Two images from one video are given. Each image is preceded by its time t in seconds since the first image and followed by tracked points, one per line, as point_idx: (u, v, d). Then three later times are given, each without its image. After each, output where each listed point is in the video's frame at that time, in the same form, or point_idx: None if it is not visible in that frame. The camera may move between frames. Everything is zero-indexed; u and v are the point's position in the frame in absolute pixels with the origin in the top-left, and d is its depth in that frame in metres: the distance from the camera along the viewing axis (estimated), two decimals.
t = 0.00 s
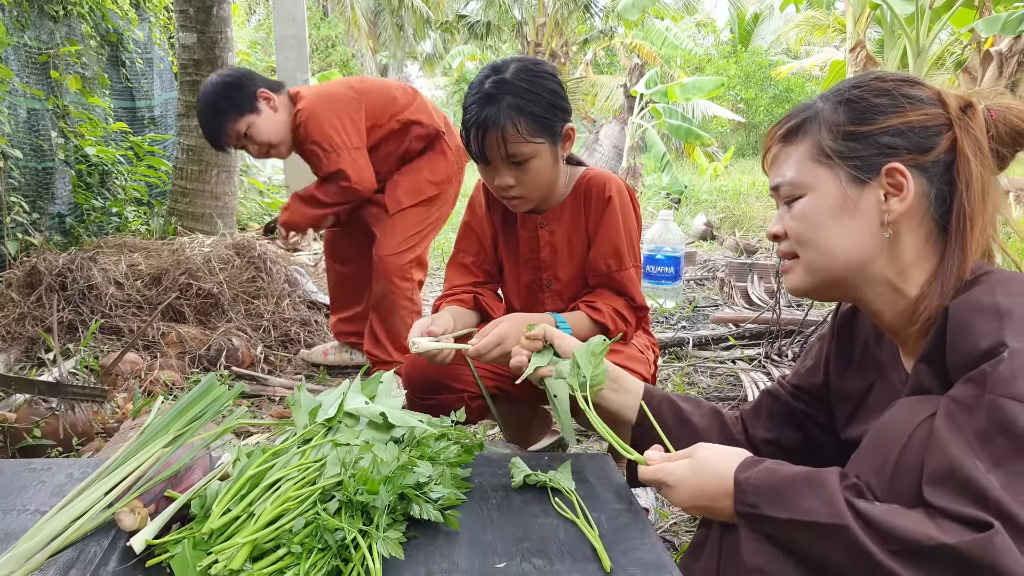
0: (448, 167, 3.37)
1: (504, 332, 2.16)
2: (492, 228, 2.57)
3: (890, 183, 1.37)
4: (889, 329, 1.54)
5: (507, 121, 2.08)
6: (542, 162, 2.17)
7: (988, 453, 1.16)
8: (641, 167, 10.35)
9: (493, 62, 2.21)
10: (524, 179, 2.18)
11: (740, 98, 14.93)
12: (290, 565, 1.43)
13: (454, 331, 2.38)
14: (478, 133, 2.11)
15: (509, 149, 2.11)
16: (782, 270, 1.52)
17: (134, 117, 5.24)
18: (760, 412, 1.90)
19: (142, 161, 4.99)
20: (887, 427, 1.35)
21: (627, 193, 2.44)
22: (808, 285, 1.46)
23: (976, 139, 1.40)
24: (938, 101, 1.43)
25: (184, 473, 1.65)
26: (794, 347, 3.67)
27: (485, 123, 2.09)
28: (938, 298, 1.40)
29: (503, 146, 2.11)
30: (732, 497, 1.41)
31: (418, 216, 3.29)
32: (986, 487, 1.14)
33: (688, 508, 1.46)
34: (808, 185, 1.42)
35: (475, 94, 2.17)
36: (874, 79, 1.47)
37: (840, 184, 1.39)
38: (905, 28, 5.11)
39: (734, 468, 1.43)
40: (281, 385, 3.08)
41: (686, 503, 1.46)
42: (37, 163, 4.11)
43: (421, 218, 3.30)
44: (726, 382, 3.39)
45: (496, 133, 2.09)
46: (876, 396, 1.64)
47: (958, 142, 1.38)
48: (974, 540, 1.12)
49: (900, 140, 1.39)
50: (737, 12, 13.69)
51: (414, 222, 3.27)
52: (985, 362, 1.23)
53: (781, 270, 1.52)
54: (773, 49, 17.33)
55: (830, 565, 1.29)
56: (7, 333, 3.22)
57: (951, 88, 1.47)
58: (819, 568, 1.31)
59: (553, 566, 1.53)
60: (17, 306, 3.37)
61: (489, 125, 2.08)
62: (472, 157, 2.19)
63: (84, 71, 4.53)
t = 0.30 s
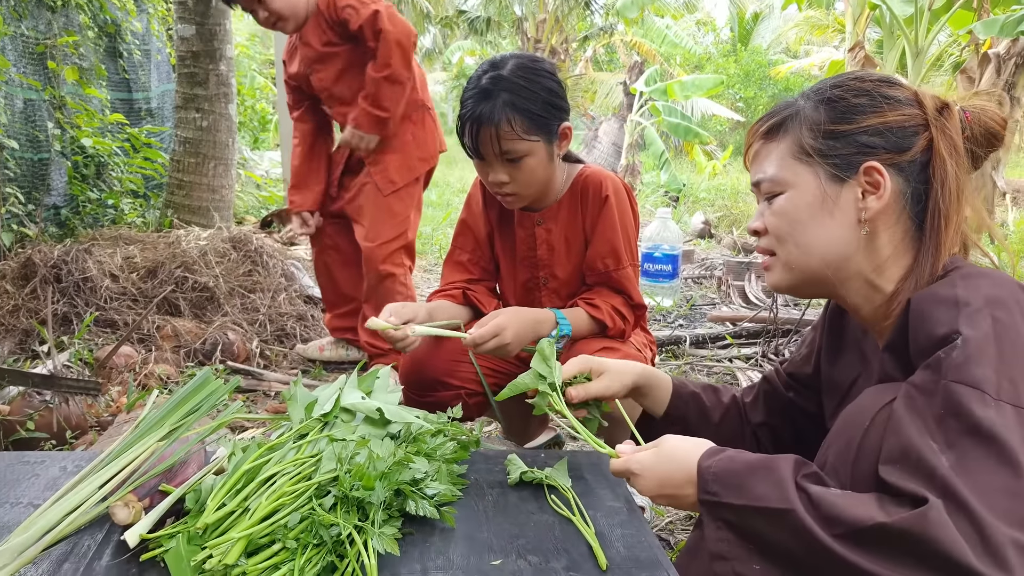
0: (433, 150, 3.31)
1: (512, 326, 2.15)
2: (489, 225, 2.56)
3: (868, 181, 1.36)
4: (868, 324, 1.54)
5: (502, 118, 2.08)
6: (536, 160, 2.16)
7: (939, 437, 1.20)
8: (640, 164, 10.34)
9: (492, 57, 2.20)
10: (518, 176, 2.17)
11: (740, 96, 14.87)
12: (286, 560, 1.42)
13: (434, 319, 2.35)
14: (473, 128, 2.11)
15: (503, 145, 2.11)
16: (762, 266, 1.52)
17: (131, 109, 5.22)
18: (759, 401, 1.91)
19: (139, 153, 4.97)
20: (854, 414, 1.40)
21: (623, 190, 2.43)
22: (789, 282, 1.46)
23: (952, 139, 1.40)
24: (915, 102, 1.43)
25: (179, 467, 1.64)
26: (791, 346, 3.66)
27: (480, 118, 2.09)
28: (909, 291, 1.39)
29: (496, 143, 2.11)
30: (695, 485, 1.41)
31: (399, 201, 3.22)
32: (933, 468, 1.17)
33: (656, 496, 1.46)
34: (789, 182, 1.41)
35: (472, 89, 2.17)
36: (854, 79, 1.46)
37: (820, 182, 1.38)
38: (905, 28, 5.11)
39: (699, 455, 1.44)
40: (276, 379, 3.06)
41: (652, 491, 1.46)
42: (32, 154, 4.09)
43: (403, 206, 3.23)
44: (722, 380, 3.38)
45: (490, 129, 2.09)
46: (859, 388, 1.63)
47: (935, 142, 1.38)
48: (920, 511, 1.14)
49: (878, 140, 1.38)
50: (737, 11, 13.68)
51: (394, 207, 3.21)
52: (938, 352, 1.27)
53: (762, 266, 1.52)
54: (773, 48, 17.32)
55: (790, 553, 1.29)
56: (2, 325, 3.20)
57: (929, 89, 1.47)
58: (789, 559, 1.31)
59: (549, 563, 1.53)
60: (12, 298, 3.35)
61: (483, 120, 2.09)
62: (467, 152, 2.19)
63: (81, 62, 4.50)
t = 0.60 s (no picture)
0: (412, 144, 3.24)
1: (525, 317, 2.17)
2: (492, 222, 2.57)
3: (874, 175, 1.37)
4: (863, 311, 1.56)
5: (507, 110, 2.09)
6: (538, 156, 2.17)
7: (933, 435, 1.20)
8: (644, 162, 10.34)
9: (506, 50, 2.21)
10: (518, 170, 2.18)
11: (743, 94, 14.79)
12: (293, 551, 1.43)
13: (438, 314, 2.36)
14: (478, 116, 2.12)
15: (506, 139, 2.12)
16: (766, 257, 1.53)
17: (137, 104, 5.23)
18: (759, 400, 1.91)
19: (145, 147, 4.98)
20: (840, 402, 1.43)
21: (628, 188, 2.44)
22: (791, 274, 1.47)
23: (957, 130, 1.41)
24: (921, 92, 1.43)
25: (187, 459, 1.66)
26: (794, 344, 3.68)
27: (485, 109, 2.10)
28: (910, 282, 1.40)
29: (500, 135, 2.12)
30: (688, 476, 1.42)
31: (380, 186, 3.15)
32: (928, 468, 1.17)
33: (647, 484, 1.47)
34: (793, 175, 1.42)
35: (483, 78, 2.18)
36: (861, 70, 1.46)
37: (825, 174, 1.39)
38: (911, 26, 5.11)
39: (693, 445, 1.45)
40: (282, 373, 3.08)
41: (643, 479, 1.47)
42: (39, 147, 4.11)
43: (379, 194, 3.15)
44: (725, 377, 3.40)
45: (494, 120, 2.10)
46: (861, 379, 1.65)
47: (941, 134, 1.39)
48: (912, 520, 1.14)
49: (885, 132, 1.39)
50: (742, 9, 13.66)
51: (373, 193, 3.14)
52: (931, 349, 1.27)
53: (765, 256, 1.53)
54: (778, 46, 17.31)
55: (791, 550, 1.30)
56: (9, 318, 3.22)
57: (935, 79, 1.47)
58: (785, 556, 1.32)
59: (554, 555, 1.54)
60: (19, 290, 3.37)
61: (488, 111, 2.10)
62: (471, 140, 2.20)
63: (88, 56, 4.51)
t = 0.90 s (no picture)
0: (397, 139, 3.11)
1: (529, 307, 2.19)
2: (494, 215, 2.56)
3: (867, 170, 1.35)
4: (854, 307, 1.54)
5: (516, 92, 2.09)
6: (544, 143, 2.16)
7: (939, 447, 1.17)
8: (645, 157, 10.34)
9: (518, 37, 2.22)
10: (524, 156, 2.16)
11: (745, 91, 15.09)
12: (295, 543, 1.42)
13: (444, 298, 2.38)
14: (488, 99, 2.12)
15: (514, 122, 2.11)
16: (762, 251, 1.53)
17: (138, 95, 5.22)
18: (766, 395, 1.91)
19: (146, 139, 4.97)
20: (831, 399, 1.43)
21: (632, 182, 2.42)
22: (785, 267, 1.47)
23: (953, 125, 1.39)
24: (917, 84, 1.41)
25: (188, 451, 1.64)
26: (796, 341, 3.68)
27: (497, 90, 2.10)
28: (895, 287, 1.39)
29: (509, 118, 2.11)
30: (682, 490, 1.40)
31: (361, 178, 3.01)
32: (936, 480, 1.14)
33: (641, 496, 1.44)
34: (786, 170, 1.41)
35: (494, 62, 2.19)
36: (855, 63, 1.44)
37: (817, 169, 1.39)
38: (914, 24, 5.09)
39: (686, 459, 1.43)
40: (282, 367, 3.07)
41: (637, 489, 1.45)
42: (39, 138, 4.09)
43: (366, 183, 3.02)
44: (726, 373, 3.39)
45: (503, 103, 2.10)
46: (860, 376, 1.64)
47: (936, 127, 1.37)
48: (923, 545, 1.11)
49: (877, 126, 1.37)
50: (744, 6, 13.66)
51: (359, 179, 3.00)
52: (931, 355, 1.23)
53: (761, 251, 1.53)
54: (780, 44, 17.30)
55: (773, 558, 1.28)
56: (8, 308, 3.21)
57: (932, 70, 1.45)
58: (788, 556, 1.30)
59: (556, 551, 1.53)
60: (18, 282, 3.36)
61: (498, 93, 2.10)
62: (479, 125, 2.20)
63: (89, 47, 4.50)
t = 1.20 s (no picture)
0: (376, 158, 3.01)
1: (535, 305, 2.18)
2: (498, 213, 2.55)
3: (871, 172, 1.35)
4: (851, 303, 1.55)
5: (525, 85, 2.10)
6: (552, 135, 2.16)
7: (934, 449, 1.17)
8: (646, 155, 10.33)
9: (526, 31, 2.22)
10: (531, 149, 2.16)
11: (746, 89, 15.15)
12: (298, 541, 1.42)
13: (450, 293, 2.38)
14: (496, 90, 2.12)
15: (523, 114, 2.11)
16: (765, 253, 1.52)
17: (140, 92, 5.21)
18: (768, 394, 1.91)
19: (147, 135, 4.96)
20: (821, 392, 1.43)
21: (638, 182, 2.42)
22: (790, 271, 1.46)
23: (954, 123, 1.39)
24: (919, 82, 1.41)
25: (192, 448, 1.63)
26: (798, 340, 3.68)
27: (507, 80, 2.10)
28: (898, 282, 1.40)
29: (518, 110, 2.11)
30: (676, 475, 1.39)
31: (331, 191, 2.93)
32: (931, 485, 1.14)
33: (634, 478, 1.44)
34: (788, 173, 1.40)
35: (502, 55, 2.19)
36: (856, 62, 1.43)
37: (820, 172, 1.37)
38: (917, 22, 5.09)
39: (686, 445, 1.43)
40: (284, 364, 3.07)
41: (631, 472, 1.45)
42: (42, 134, 4.09)
43: (336, 204, 2.95)
44: (728, 372, 3.39)
45: (512, 95, 2.10)
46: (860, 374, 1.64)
47: (939, 126, 1.37)
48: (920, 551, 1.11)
49: (880, 127, 1.37)
50: (745, 4, 13.65)
51: (328, 201, 2.94)
52: (925, 359, 1.23)
53: (764, 253, 1.52)
54: (781, 42, 17.28)
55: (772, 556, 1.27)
56: (10, 305, 3.20)
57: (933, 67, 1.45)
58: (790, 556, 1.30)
59: (559, 549, 1.53)
60: (20, 278, 3.36)
61: (507, 85, 2.10)
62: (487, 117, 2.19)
63: (90, 43, 4.49)
